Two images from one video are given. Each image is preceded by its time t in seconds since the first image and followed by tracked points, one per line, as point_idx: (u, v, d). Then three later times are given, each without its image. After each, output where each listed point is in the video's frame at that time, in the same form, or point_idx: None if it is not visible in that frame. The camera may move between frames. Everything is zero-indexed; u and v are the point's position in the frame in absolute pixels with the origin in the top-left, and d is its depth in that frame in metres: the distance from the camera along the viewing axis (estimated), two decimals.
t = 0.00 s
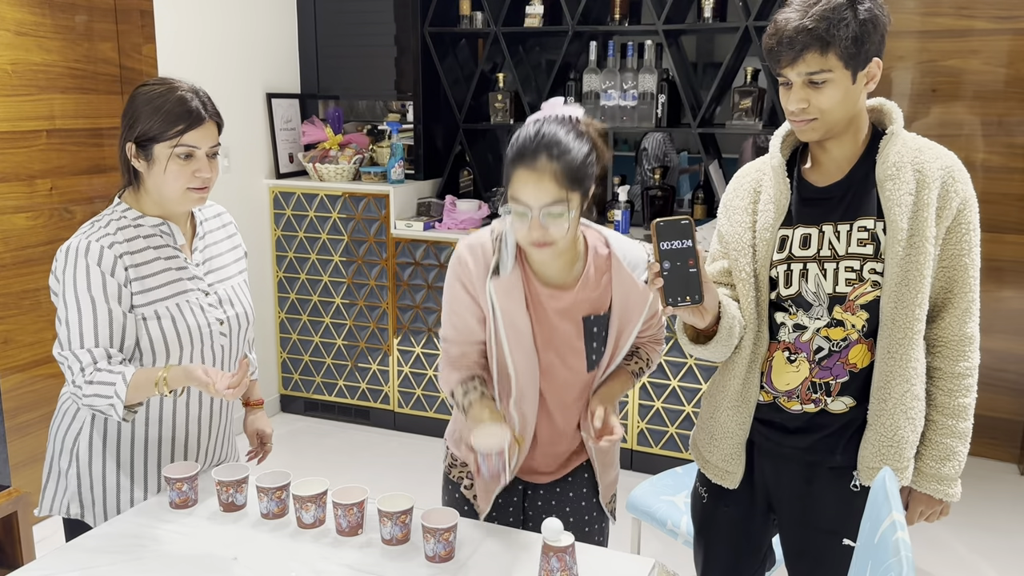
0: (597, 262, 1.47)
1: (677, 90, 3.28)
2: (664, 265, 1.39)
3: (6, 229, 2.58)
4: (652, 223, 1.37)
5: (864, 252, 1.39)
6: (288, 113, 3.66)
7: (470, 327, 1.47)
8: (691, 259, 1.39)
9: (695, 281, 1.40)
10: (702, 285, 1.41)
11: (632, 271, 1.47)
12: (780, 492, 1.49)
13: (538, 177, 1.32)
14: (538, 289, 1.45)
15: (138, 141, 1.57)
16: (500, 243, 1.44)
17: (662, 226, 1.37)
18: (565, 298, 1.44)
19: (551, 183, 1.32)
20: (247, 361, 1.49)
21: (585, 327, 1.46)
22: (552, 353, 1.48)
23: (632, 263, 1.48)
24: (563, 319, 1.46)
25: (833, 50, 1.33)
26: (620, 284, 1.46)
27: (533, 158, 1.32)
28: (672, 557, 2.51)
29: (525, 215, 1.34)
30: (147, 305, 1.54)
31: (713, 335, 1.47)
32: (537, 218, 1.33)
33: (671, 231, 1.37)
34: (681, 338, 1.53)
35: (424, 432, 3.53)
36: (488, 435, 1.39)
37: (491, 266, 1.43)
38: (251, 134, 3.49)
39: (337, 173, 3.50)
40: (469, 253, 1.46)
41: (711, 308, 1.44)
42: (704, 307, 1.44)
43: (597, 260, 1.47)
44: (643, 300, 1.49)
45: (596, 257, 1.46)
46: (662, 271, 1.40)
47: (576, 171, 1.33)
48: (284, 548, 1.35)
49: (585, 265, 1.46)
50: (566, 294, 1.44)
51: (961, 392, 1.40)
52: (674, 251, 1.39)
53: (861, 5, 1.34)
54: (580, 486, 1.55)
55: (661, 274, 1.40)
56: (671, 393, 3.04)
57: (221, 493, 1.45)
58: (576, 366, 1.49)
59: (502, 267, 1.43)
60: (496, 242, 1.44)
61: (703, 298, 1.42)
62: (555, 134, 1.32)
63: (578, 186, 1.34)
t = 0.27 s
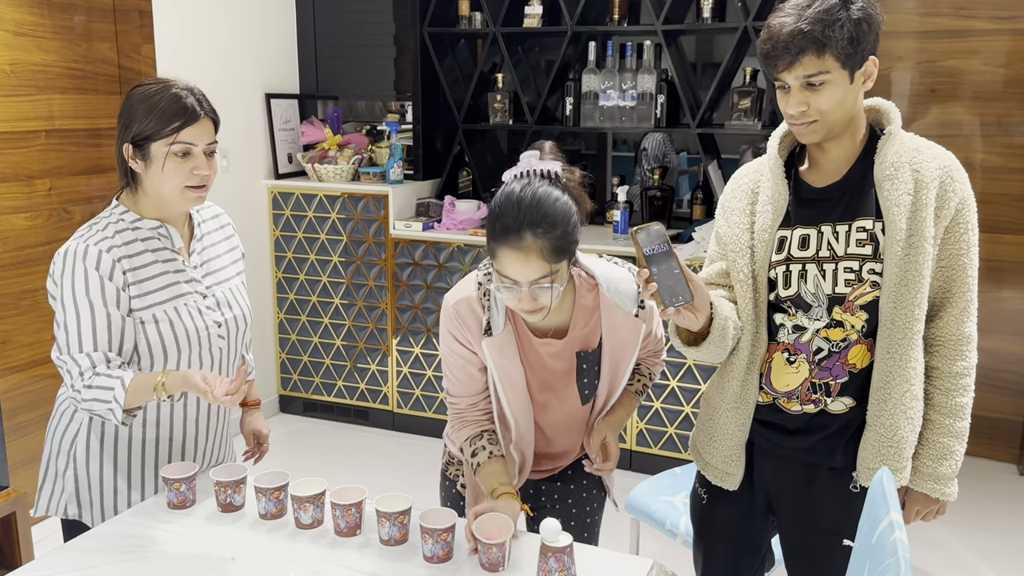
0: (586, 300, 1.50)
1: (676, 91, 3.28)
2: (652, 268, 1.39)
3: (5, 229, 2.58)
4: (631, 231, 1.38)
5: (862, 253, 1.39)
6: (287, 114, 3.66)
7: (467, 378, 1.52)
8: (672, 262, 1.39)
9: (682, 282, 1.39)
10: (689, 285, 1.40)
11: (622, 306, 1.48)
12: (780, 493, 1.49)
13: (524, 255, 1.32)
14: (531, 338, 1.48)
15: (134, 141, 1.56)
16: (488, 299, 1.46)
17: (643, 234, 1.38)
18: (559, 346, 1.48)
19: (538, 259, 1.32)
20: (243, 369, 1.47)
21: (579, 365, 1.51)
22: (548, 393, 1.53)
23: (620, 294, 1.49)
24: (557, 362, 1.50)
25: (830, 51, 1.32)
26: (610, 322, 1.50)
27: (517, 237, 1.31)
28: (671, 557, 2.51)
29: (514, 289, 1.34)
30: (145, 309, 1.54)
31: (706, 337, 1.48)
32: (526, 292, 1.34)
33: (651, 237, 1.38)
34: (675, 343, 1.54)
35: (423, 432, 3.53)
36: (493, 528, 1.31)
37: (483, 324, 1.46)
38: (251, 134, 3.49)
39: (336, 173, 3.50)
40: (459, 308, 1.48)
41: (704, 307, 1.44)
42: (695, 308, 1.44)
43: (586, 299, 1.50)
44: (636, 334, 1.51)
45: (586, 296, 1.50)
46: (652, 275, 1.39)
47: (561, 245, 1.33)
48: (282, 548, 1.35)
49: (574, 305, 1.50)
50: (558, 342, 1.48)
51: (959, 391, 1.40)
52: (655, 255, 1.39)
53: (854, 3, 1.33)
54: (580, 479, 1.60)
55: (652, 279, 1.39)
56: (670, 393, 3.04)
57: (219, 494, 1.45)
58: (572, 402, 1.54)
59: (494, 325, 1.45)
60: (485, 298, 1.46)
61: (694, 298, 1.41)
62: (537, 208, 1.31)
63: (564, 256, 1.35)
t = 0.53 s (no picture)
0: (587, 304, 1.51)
1: (676, 92, 3.28)
2: (650, 269, 1.39)
3: (5, 230, 2.58)
4: (629, 231, 1.39)
5: (861, 253, 1.39)
6: (287, 114, 3.67)
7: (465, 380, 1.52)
8: (673, 261, 1.40)
9: (680, 282, 1.39)
10: (688, 286, 1.41)
11: (624, 310, 1.50)
12: (779, 493, 1.49)
13: (531, 263, 1.33)
14: (531, 341, 1.48)
15: (134, 140, 1.56)
16: (488, 302, 1.47)
17: (639, 235, 1.39)
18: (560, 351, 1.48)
19: (544, 267, 1.33)
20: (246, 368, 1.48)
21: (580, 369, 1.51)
22: (548, 396, 1.53)
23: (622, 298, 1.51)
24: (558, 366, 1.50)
25: (829, 54, 1.32)
26: (612, 325, 1.50)
27: (524, 245, 1.32)
28: (670, 556, 2.51)
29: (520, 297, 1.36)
30: (145, 309, 1.54)
31: (704, 338, 1.48)
32: (532, 300, 1.35)
33: (647, 238, 1.39)
34: (674, 343, 1.54)
35: (423, 432, 3.53)
36: (492, 524, 1.31)
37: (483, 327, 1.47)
38: (250, 135, 3.49)
39: (336, 174, 3.51)
40: (459, 311, 1.49)
41: (701, 309, 1.45)
42: (693, 309, 1.44)
43: (587, 303, 1.51)
44: (637, 337, 1.52)
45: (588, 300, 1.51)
46: (648, 275, 1.39)
47: (567, 252, 1.34)
48: (282, 548, 1.35)
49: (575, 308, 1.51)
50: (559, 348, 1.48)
51: (960, 391, 1.40)
52: (655, 256, 1.40)
53: (852, 6, 1.34)
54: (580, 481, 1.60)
55: (648, 279, 1.39)
56: (669, 394, 3.04)
57: (220, 494, 1.45)
58: (573, 406, 1.53)
59: (494, 328, 1.46)
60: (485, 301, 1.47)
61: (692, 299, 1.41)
62: (544, 216, 1.32)
63: (570, 262, 1.36)
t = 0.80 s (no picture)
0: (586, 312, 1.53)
1: (674, 93, 3.30)
2: (654, 268, 1.41)
3: (5, 231, 2.59)
4: (642, 227, 1.40)
5: (860, 253, 1.40)
6: (287, 116, 3.68)
7: (470, 398, 1.51)
8: (681, 261, 1.40)
9: (688, 284, 1.41)
10: (694, 288, 1.42)
11: (622, 319, 1.52)
12: (778, 491, 1.50)
13: (531, 271, 1.33)
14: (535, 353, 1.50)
15: (135, 141, 1.58)
16: (492, 318, 1.48)
17: (650, 233, 1.40)
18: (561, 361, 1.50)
19: (545, 275, 1.34)
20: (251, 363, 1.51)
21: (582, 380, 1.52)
22: (551, 407, 1.54)
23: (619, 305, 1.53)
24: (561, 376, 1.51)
25: (825, 59, 1.34)
26: (612, 332, 1.52)
27: (524, 254, 1.33)
28: (669, 556, 2.52)
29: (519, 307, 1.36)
30: (148, 307, 1.55)
31: (707, 338, 1.49)
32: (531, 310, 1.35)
33: (660, 236, 1.40)
34: (675, 340, 1.55)
35: (422, 433, 3.54)
36: (492, 523, 1.32)
37: (488, 343, 1.47)
38: (250, 136, 3.50)
39: (335, 175, 3.51)
40: (461, 327, 1.49)
41: (704, 310, 1.46)
42: (696, 310, 1.45)
43: (585, 312, 1.53)
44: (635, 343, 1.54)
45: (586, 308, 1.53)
46: (653, 275, 1.41)
47: (567, 260, 1.35)
48: (284, 547, 1.36)
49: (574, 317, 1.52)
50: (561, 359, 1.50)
51: (957, 391, 1.41)
52: (664, 254, 1.41)
53: (849, 11, 1.35)
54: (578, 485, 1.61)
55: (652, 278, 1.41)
56: (668, 394, 3.05)
57: (221, 493, 1.46)
58: (575, 417, 1.55)
59: (500, 343, 1.46)
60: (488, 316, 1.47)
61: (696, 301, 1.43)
62: (542, 225, 1.33)
63: (570, 271, 1.36)
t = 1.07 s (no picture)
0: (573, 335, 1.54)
1: (672, 95, 3.31)
2: (668, 272, 1.42)
3: (6, 232, 2.60)
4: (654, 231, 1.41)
5: (857, 254, 1.42)
6: (286, 118, 3.69)
7: (459, 415, 1.51)
8: (693, 266, 1.42)
9: (700, 288, 1.42)
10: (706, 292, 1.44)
11: (609, 340, 1.54)
12: (774, 490, 1.51)
13: (522, 277, 1.34)
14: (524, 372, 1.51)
15: (131, 140, 1.59)
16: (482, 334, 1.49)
17: (662, 235, 1.41)
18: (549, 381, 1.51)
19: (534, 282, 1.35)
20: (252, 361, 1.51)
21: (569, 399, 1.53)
22: (539, 427, 1.54)
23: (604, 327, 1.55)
24: (548, 396, 1.52)
25: (815, 63, 1.36)
26: (598, 355, 1.54)
27: (515, 261, 1.34)
28: (667, 556, 2.54)
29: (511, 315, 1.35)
30: (150, 306, 1.56)
31: (716, 340, 1.51)
32: (523, 318, 1.35)
33: (672, 239, 1.41)
34: (682, 339, 1.56)
35: (420, 434, 3.55)
36: (491, 521, 1.33)
37: (478, 358, 1.48)
38: (250, 137, 3.51)
39: (335, 177, 3.54)
40: (452, 345, 1.50)
41: (714, 312, 1.48)
42: (707, 312, 1.47)
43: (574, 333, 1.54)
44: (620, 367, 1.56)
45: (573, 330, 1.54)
46: (666, 279, 1.42)
47: (556, 270, 1.37)
48: (285, 546, 1.37)
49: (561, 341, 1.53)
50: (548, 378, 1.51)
51: (952, 391, 1.43)
52: (676, 258, 1.42)
53: (841, 16, 1.37)
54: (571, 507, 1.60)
55: (665, 282, 1.42)
56: (666, 395, 3.07)
57: (222, 492, 1.47)
58: (563, 439, 1.55)
59: (489, 358, 1.47)
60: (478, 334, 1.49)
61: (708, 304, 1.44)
62: (531, 235, 1.35)
63: (559, 279, 1.38)
